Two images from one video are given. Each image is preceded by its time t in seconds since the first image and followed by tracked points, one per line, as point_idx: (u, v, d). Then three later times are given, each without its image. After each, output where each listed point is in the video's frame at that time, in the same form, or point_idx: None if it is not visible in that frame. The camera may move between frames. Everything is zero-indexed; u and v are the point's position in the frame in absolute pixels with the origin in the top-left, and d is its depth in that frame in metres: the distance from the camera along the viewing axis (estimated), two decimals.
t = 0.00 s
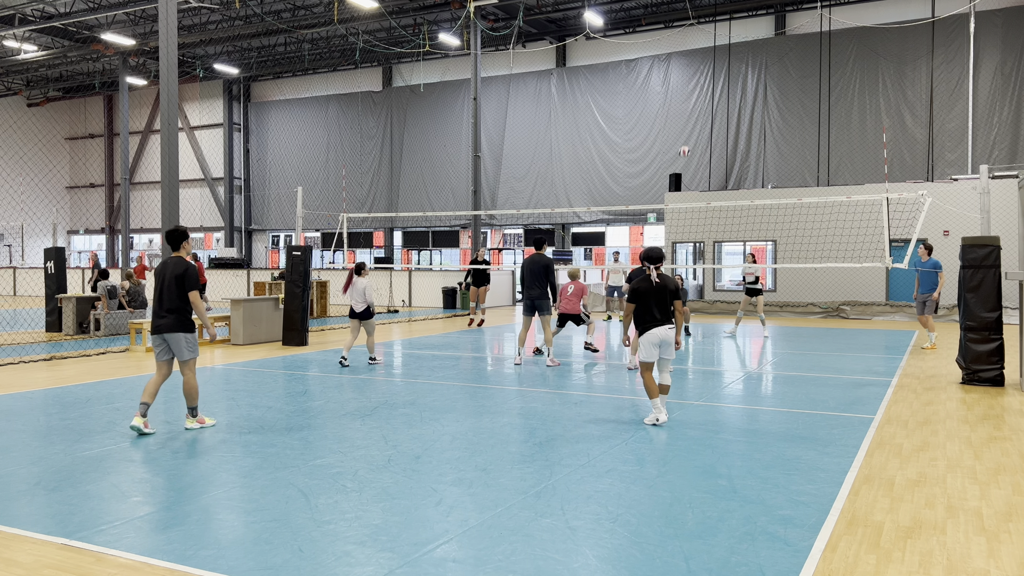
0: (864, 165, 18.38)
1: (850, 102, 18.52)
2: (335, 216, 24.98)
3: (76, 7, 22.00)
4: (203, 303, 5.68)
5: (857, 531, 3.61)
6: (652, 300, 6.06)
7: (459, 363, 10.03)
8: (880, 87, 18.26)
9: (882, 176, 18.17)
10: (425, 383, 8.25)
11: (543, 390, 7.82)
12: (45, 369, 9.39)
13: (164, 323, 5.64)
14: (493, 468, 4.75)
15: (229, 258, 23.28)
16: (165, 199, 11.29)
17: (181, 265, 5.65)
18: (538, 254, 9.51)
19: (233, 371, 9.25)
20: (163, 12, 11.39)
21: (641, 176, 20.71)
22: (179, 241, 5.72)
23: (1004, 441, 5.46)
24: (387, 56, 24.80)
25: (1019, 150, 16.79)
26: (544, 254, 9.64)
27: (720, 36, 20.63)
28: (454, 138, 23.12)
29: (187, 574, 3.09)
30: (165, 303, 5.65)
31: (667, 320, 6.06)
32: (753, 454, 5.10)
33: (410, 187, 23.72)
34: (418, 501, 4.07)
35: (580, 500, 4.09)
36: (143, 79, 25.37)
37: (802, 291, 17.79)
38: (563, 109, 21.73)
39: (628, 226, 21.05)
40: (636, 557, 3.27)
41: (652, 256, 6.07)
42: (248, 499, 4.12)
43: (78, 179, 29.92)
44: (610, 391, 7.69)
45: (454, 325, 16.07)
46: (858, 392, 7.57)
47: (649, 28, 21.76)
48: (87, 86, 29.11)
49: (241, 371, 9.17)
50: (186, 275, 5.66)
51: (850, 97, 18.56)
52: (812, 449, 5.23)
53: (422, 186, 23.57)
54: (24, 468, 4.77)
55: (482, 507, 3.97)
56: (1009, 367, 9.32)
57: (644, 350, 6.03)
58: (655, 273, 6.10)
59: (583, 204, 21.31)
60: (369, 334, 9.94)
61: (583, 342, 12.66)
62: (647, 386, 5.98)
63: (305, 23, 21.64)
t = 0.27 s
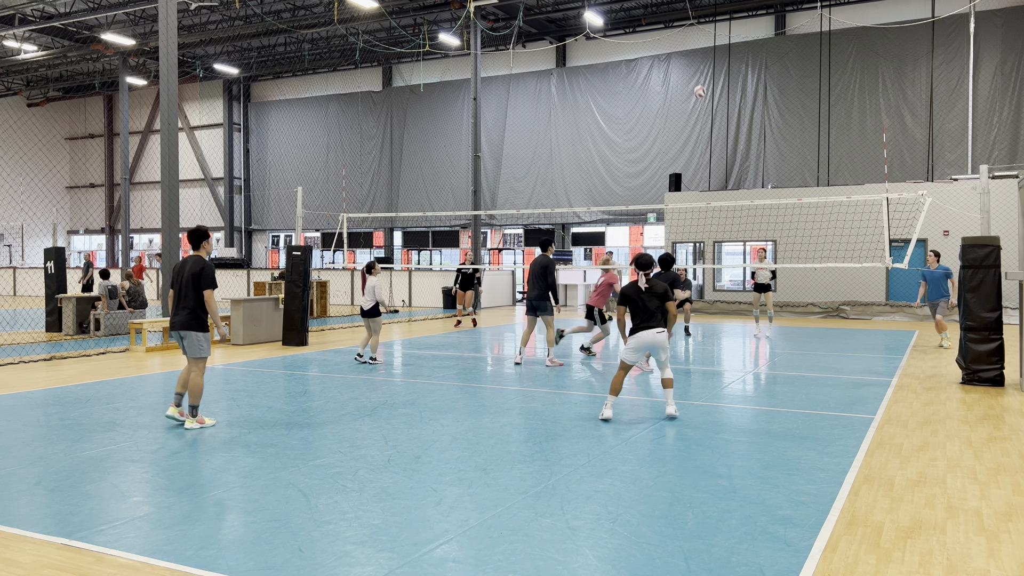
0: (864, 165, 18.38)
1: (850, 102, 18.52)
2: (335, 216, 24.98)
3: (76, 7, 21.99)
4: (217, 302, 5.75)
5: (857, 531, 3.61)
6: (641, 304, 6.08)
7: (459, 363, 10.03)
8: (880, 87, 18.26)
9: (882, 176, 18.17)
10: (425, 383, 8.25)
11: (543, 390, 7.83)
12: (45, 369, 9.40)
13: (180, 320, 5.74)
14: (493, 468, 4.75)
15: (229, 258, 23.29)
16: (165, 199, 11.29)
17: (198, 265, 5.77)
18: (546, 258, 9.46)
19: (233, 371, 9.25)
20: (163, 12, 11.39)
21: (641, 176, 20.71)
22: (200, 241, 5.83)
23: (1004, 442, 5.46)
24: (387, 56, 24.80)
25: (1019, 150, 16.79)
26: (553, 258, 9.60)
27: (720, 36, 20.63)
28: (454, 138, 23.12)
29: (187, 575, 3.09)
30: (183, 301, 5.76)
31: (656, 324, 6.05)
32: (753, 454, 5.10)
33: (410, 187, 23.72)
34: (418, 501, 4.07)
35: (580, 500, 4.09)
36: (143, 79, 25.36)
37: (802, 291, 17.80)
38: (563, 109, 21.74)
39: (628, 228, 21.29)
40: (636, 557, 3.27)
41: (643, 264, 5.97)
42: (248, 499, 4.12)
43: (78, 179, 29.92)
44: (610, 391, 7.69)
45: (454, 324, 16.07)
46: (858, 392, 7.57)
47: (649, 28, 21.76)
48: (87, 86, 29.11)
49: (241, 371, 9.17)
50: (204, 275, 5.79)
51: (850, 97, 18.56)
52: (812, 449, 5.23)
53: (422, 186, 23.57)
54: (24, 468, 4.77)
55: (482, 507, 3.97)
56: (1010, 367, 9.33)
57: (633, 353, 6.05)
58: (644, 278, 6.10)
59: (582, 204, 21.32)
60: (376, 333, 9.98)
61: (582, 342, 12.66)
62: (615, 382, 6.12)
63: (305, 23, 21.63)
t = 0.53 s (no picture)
0: (865, 165, 18.37)
1: (850, 102, 18.52)
2: (335, 216, 24.98)
3: (76, 7, 21.99)
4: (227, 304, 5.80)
5: (857, 531, 3.61)
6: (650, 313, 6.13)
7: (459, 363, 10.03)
8: (880, 87, 18.26)
9: (882, 176, 18.17)
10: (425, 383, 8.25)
11: (543, 390, 7.83)
12: (44, 369, 9.39)
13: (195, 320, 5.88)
14: (493, 468, 4.75)
15: (230, 258, 23.29)
16: (164, 199, 11.28)
17: (214, 265, 5.86)
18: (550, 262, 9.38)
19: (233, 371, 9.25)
20: (163, 13, 11.39)
21: (641, 176, 20.71)
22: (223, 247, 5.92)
23: (1004, 441, 5.46)
24: (387, 56, 24.79)
25: (1019, 150, 16.79)
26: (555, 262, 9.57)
27: (720, 36, 20.63)
28: (454, 138, 23.12)
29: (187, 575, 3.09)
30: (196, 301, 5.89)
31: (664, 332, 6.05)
32: (753, 454, 5.10)
33: (410, 187, 23.72)
34: (418, 501, 4.07)
35: (579, 500, 4.09)
36: (143, 79, 25.36)
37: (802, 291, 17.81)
38: (563, 109, 21.74)
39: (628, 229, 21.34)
40: (636, 557, 3.27)
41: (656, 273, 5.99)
42: (248, 499, 4.12)
43: (78, 179, 29.91)
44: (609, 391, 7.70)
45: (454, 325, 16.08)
46: (858, 392, 7.57)
47: (649, 28, 21.76)
48: (87, 86, 29.11)
49: (241, 371, 9.17)
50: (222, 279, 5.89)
51: (850, 97, 18.56)
52: (812, 449, 5.23)
53: (422, 186, 23.57)
54: (24, 468, 4.77)
55: (482, 507, 3.97)
56: (1009, 367, 9.33)
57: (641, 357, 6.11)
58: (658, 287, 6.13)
59: (582, 204, 21.32)
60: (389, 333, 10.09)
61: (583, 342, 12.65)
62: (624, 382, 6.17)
63: (304, 23, 21.63)
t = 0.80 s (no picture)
0: (865, 165, 18.37)
1: (850, 102, 18.52)
2: (335, 216, 24.98)
3: (76, 7, 21.99)
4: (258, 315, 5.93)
5: (857, 531, 3.61)
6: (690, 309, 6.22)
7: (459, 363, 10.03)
8: (880, 87, 18.26)
9: (882, 176, 18.17)
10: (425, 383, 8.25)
11: (543, 390, 7.83)
12: (44, 369, 9.40)
13: (217, 328, 6.03)
14: (493, 468, 4.75)
15: (230, 257, 23.30)
16: (164, 199, 11.28)
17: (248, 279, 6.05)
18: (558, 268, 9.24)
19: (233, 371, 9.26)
20: (163, 13, 11.40)
21: (641, 176, 20.71)
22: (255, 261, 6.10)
23: (1004, 442, 5.46)
24: (387, 56, 24.80)
25: (1019, 150, 16.79)
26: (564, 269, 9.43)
27: (720, 36, 20.63)
28: (454, 138, 23.11)
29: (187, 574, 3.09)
30: (219, 310, 6.04)
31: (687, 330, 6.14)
32: (753, 454, 5.10)
33: (410, 187, 23.72)
34: (418, 501, 4.07)
35: (580, 500, 4.09)
36: (143, 79, 25.37)
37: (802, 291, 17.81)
38: (563, 109, 21.74)
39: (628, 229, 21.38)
40: (636, 557, 3.27)
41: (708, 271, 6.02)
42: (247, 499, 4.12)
43: (78, 179, 29.92)
44: (609, 391, 7.70)
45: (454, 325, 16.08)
46: (858, 392, 7.57)
47: (649, 28, 21.77)
48: (87, 86, 29.12)
49: (241, 371, 9.17)
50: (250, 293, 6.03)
51: (850, 97, 18.56)
52: (812, 450, 5.23)
53: (422, 186, 23.57)
54: (24, 468, 4.77)
55: (482, 507, 3.97)
56: (1009, 367, 9.33)
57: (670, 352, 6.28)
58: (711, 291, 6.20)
59: (582, 204, 21.32)
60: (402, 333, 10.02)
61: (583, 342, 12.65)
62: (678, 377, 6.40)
63: (304, 23, 21.63)
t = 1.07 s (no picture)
0: (865, 166, 18.38)
1: (850, 101, 18.52)
2: (335, 216, 24.98)
3: (76, 7, 21.97)
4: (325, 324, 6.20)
5: (857, 531, 3.61)
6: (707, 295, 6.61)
7: (458, 363, 10.04)
8: (880, 87, 18.26)
9: (882, 176, 18.17)
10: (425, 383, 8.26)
11: (543, 390, 7.84)
12: (44, 369, 9.40)
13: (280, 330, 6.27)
14: (493, 468, 4.76)
15: (230, 257, 23.32)
16: (164, 199, 11.29)
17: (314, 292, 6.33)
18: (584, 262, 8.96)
19: (233, 371, 9.26)
20: (163, 13, 11.40)
21: (641, 176, 20.72)
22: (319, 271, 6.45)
23: (1004, 441, 5.47)
24: (387, 56, 24.79)
25: (1019, 150, 16.79)
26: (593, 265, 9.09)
27: (720, 36, 20.63)
28: (454, 138, 23.11)
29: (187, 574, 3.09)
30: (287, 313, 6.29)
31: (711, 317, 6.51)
32: (753, 454, 5.10)
33: (410, 187, 23.73)
34: (418, 501, 4.07)
35: (580, 500, 4.09)
36: (143, 79, 25.37)
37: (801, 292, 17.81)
38: (563, 109, 21.74)
39: (628, 227, 21.11)
40: (636, 557, 3.27)
41: (716, 258, 6.38)
42: (248, 499, 4.12)
43: (78, 179, 29.93)
44: (608, 391, 7.70)
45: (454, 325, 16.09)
46: (858, 392, 7.58)
47: (649, 28, 21.77)
48: (88, 86, 29.13)
49: (241, 371, 9.17)
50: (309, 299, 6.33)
51: (850, 97, 18.56)
52: (813, 449, 5.23)
53: (422, 186, 23.58)
54: (24, 468, 4.77)
55: (482, 507, 3.97)
56: (1009, 367, 9.34)
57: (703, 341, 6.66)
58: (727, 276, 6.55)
59: (582, 204, 21.32)
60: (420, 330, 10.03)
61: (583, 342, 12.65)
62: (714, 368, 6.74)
63: (305, 23, 21.64)
